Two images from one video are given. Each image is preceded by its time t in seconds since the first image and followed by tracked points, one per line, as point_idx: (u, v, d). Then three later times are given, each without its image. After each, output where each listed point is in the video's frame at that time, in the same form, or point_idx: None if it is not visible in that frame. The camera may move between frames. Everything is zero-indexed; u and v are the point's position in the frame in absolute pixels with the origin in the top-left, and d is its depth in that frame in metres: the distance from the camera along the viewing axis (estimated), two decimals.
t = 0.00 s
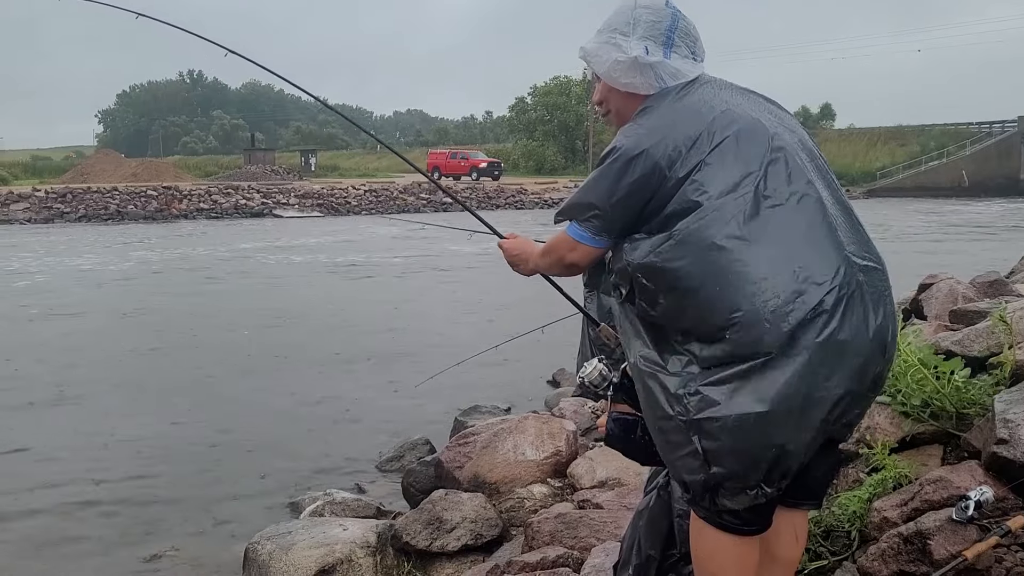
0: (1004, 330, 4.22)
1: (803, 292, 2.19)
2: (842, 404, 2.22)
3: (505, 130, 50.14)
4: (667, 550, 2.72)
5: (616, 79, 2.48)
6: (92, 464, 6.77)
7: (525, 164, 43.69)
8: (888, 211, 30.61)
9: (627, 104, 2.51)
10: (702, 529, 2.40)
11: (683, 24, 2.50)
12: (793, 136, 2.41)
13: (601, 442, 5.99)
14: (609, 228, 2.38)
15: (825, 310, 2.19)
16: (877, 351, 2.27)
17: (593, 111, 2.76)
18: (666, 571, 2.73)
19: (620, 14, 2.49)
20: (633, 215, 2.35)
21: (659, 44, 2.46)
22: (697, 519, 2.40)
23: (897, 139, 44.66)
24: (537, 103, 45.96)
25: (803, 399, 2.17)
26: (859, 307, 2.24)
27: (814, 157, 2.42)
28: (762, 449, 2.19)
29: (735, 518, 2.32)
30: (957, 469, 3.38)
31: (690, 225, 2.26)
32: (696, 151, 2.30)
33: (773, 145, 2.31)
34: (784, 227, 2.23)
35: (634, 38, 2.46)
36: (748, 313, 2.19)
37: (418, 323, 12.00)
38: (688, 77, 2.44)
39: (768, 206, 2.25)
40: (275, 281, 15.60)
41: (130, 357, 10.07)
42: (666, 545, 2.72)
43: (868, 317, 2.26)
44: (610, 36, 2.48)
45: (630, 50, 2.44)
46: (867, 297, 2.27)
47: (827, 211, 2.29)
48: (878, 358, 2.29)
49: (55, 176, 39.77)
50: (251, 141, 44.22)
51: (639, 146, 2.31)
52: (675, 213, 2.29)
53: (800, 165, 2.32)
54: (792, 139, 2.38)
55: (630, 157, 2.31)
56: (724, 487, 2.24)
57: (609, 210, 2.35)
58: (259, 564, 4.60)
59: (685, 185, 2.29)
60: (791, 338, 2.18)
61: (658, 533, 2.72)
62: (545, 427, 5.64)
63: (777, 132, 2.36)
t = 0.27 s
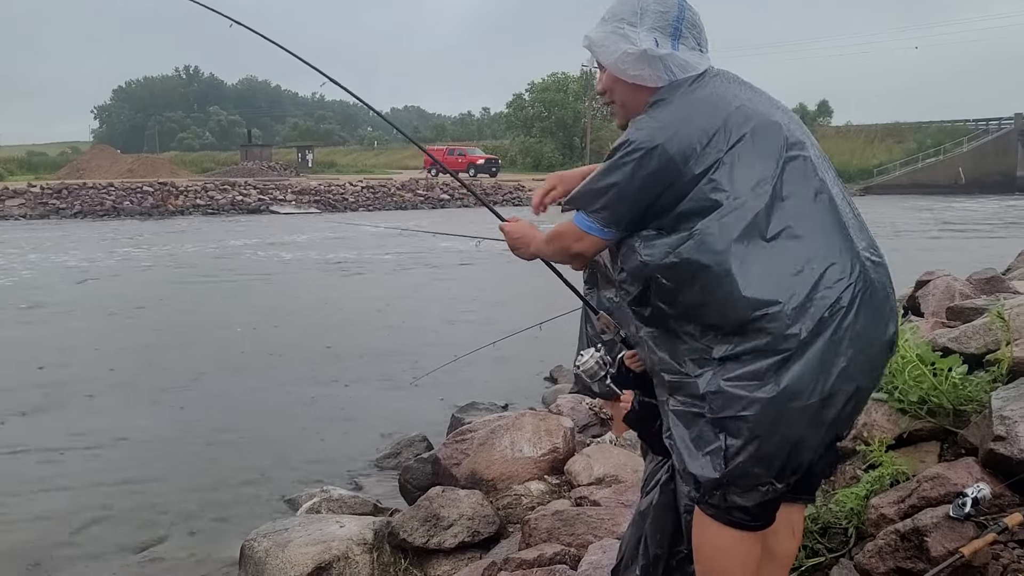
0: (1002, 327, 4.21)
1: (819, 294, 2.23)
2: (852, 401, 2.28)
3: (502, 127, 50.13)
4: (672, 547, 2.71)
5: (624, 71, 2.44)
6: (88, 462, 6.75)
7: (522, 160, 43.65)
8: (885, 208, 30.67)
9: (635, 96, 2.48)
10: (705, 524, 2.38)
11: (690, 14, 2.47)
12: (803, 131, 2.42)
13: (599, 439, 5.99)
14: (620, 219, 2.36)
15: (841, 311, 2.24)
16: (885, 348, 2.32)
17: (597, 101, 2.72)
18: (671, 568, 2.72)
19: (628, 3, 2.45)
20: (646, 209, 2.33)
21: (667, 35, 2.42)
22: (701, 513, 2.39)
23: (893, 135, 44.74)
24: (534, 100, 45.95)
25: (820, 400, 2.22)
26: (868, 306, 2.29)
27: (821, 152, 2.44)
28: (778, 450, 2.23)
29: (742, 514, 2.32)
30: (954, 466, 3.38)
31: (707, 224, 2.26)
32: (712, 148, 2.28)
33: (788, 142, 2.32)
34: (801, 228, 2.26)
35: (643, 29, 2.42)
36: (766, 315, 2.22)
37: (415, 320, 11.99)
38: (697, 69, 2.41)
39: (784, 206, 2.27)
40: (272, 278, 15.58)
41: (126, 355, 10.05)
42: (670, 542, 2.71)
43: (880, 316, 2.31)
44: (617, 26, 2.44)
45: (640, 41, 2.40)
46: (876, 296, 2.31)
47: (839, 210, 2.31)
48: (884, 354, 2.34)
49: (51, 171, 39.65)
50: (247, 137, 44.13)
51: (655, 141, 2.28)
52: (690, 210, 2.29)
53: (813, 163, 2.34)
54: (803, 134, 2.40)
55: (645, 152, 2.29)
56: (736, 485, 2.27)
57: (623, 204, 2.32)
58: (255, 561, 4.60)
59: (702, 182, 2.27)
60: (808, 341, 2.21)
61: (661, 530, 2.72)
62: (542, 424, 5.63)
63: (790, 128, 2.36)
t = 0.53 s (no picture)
0: (970, 326, 4.27)
1: (813, 289, 2.25)
2: (843, 397, 2.31)
3: (476, 124, 50.06)
4: (644, 542, 2.72)
5: (612, 70, 2.40)
6: (53, 464, 6.64)
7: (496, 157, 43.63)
8: (854, 206, 31.05)
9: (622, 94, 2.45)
10: (691, 521, 2.38)
11: (675, 12, 2.44)
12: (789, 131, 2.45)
13: (573, 437, 5.99)
14: (609, 216, 2.35)
15: (835, 305, 2.26)
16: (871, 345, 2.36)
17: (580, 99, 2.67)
18: (645, 563, 2.74)
19: None
20: (638, 204, 2.31)
21: (655, 34, 2.39)
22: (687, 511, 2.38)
23: (863, 134, 45.31)
24: (508, 97, 45.95)
25: (813, 395, 2.24)
26: (859, 304, 2.32)
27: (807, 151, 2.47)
28: (769, 447, 2.24)
29: (731, 511, 2.33)
30: (924, 463, 3.42)
31: (704, 219, 2.25)
32: (706, 144, 2.27)
33: (781, 141, 2.33)
34: (794, 226, 2.27)
35: (632, 27, 2.38)
36: (761, 312, 2.23)
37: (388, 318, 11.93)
38: (684, 67, 2.39)
39: (778, 202, 2.28)
40: (243, 276, 15.43)
41: (92, 355, 9.90)
42: (642, 538, 2.73)
43: (867, 314, 2.34)
44: (605, 23, 2.40)
45: (628, 39, 2.37)
46: (864, 295, 2.34)
47: (827, 208, 2.34)
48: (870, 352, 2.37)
49: (16, 167, 38.95)
50: (218, 133, 43.67)
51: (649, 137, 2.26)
52: (683, 207, 2.28)
53: (802, 164, 2.36)
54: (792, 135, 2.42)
55: (638, 149, 2.27)
56: (727, 482, 2.28)
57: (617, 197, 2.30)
58: (226, 563, 4.54)
59: (699, 177, 2.26)
60: (803, 336, 2.23)
61: (637, 526, 2.72)
62: (516, 422, 5.61)
63: (779, 127, 2.38)
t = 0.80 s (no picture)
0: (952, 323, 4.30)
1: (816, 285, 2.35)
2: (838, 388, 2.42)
3: (461, 121, 50.00)
4: (631, 537, 2.71)
5: (614, 64, 2.38)
6: (35, 466, 6.59)
7: (481, 155, 43.61)
8: (837, 203, 31.25)
9: (624, 89, 2.43)
10: (692, 514, 2.37)
11: (675, 8, 2.44)
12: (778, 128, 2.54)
13: (559, 435, 5.99)
14: (618, 209, 2.32)
15: (835, 300, 2.37)
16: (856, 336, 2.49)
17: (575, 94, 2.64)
18: (632, 558, 2.72)
19: None
20: (649, 201, 2.31)
21: (656, 29, 2.39)
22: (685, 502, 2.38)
23: (845, 132, 45.59)
24: (493, 94, 45.93)
25: (817, 388, 2.33)
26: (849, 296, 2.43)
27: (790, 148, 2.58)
28: (776, 442, 2.30)
29: (733, 506, 2.33)
30: (907, 460, 3.44)
31: (715, 216, 2.29)
32: (718, 141, 2.30)
33: (778, 139, 2.41)
34: (796, 223, 2.36)
35: (634, 22, 2.37)
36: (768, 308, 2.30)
37: (373, 317, 11.92)
38: (685, 64, 2.40)
39: (781, 200, 2.36)
40: (227, 275, 15.37)
41: (74, 356, 9.83)
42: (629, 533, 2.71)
43: (855, 306, 2.47)
44: (608, 16, 2.37)
45: (631, 33, 2.35)
46: (852, 288, 2.47)
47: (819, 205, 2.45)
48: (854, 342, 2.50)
49: None
50: (201, 130, 43.41)
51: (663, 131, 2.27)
52: (694, 203, 2.30)
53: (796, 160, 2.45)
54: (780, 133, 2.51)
55: (649, 144, 2.27)
56: (734, 479, 2.31)
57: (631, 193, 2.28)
58: (211, 564, 4.52)
59: (711, 174, 2.29)
60: (808, 331, 2.32)
61: (624, 520, 2.71)
62: (502, 421, 5.61)
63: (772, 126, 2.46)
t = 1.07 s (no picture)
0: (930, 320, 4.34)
1: (802, 281, 2.39)
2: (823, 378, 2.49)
3: (442, 120, 49.91)
4: (607, 533, 2.73)
5: (596, 62, 2.38)
6: (11, 469, 6.51)
7: (462, 154, 43.54)
8: (816, 201, 31.46)
9: (607, 88, 2.43)
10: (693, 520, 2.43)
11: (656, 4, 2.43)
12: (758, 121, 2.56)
13: (541, 434, 6.00)
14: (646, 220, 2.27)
15: (821, 297, 2.41)
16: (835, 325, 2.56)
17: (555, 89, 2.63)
18: (608, 555, 2.75)
19: None
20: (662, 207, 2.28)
21: (637, 26, 2.38)
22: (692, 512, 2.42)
23: (824, 130, 45.93)
24: (473, 93, 45.90)
25: (808, 383, 2.39)
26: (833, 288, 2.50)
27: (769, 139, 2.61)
28: (771, 440, 2.36)
29: (732, 507, 2.39)
30: (887, 457, 3.47)
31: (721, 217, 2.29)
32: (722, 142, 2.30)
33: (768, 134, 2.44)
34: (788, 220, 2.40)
35: (616, 20, 2.36)
36: (764, 309, 2.34)
37: (355, 317, 11.88)
38: (669, 62, 2.39)
39: (773, 198, 2.39)
40: (206, 275, 15.26)
41: (52, 358, 9.73)
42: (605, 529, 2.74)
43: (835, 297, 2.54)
44: (590, 14, 2.37)
45: (615, 31, 2.34)
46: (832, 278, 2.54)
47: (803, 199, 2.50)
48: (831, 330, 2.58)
49: None
50: (179, 129, 43.07)
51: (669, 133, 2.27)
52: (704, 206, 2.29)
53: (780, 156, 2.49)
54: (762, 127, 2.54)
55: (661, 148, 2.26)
56: (734, 480, 2.36)
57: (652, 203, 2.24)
58: (191, 568, 4.48)
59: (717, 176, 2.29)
60: (800, 329, 2.36)
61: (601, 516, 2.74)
62: (484, 421, 5.60)
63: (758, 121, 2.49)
